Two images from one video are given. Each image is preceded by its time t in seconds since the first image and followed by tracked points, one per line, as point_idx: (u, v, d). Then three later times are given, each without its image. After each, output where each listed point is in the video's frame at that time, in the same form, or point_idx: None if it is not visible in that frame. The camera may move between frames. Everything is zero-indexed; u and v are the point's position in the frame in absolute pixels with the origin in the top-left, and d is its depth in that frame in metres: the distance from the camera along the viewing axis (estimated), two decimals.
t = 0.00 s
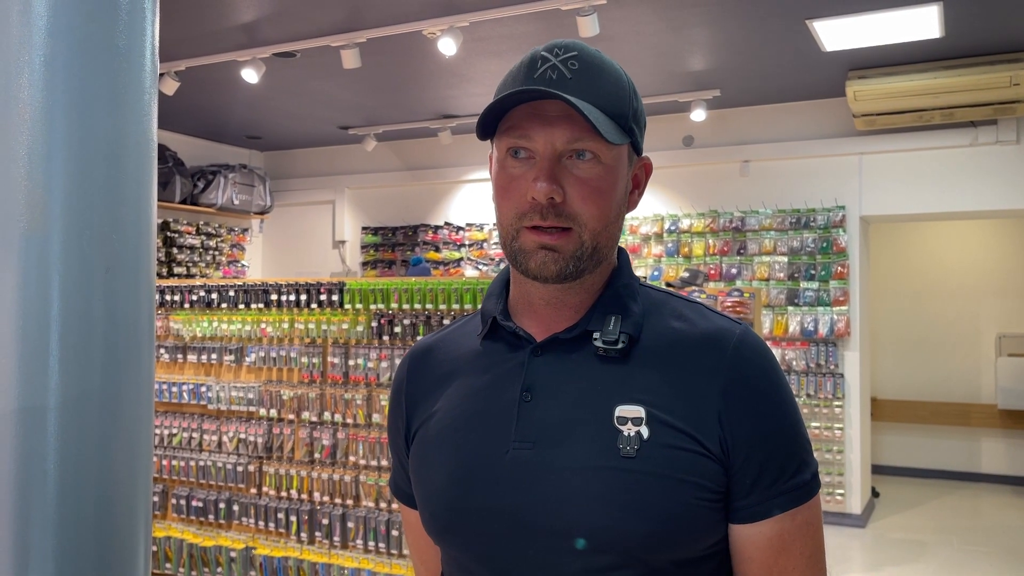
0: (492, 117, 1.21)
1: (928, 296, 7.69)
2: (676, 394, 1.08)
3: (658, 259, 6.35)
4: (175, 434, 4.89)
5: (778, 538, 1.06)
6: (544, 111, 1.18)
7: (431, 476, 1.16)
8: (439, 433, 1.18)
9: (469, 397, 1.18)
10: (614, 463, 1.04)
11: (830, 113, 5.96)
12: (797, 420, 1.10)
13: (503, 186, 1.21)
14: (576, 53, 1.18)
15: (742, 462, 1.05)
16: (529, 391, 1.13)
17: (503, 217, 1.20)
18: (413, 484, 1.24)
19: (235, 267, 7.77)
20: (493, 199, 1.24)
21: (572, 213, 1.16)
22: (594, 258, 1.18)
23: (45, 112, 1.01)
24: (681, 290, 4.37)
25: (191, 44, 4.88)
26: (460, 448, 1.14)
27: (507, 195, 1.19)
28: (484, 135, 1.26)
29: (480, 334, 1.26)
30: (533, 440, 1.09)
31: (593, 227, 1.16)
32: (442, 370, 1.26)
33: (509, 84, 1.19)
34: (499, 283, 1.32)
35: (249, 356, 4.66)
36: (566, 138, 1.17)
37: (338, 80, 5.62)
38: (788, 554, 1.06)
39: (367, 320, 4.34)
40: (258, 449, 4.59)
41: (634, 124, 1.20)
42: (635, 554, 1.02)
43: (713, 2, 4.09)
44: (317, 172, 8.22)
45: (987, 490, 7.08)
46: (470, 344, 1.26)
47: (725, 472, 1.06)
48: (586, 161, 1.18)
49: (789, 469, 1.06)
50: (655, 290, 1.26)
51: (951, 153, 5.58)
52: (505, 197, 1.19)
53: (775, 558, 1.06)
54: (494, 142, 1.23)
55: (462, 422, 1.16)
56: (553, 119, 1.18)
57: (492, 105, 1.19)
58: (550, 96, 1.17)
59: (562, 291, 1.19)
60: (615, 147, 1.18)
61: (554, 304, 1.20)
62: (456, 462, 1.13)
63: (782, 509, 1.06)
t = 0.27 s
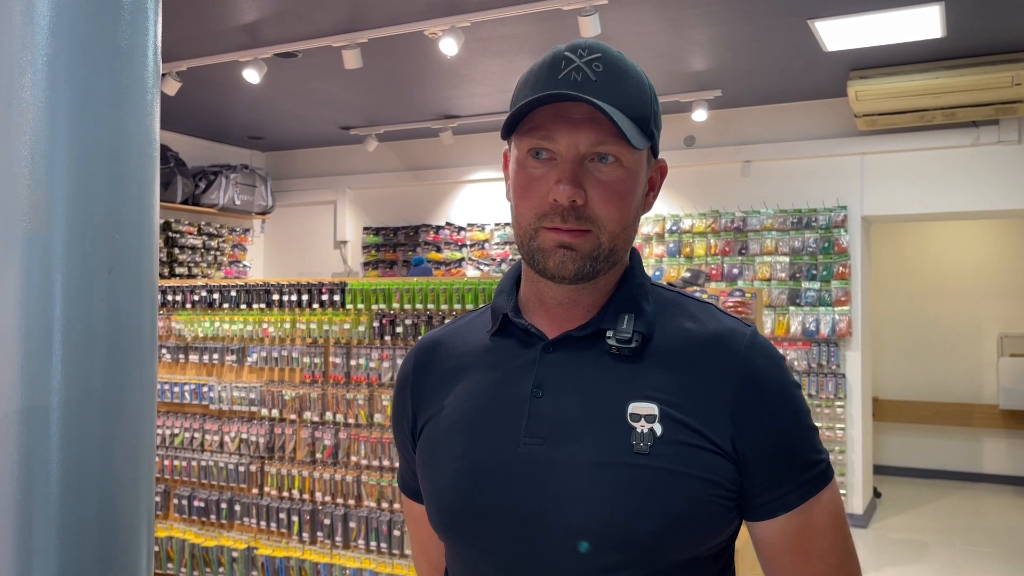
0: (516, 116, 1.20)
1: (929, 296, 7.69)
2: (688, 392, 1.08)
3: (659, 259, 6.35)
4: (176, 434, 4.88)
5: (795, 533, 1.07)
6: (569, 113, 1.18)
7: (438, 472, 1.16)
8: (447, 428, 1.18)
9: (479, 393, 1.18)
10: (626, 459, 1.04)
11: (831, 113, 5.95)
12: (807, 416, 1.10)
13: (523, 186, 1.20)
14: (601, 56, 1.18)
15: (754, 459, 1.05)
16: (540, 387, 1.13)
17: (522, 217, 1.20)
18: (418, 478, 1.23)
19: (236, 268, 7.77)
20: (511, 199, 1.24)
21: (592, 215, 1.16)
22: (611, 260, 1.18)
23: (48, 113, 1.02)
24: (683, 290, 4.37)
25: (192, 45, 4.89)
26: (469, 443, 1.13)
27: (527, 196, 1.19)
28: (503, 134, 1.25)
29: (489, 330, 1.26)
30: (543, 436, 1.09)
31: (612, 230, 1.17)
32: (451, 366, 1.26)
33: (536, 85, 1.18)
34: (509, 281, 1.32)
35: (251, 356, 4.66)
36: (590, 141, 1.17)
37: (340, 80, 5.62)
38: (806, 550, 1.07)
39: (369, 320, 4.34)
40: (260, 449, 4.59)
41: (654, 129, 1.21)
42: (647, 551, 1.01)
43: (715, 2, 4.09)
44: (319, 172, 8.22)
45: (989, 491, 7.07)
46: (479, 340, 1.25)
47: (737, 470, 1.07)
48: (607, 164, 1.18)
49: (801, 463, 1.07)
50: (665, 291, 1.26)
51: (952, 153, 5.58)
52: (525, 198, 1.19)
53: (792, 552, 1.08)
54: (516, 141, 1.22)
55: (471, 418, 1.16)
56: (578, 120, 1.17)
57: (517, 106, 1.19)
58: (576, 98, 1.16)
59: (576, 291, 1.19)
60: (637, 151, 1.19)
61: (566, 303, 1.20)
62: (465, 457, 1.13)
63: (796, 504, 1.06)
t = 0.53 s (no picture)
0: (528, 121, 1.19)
1: (930, 296, 7.68)
2: (702, 387, 1.07)
3: (660, 259, 6.35)
4: (177, 434, 4.89)
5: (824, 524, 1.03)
6: (582, 114, 1.18)
7: (449, 463, 1.14)
8: (459, 420, 1.15)
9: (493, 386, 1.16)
10: (640, 452, 1.02)
11: (833, 113, 5.95)
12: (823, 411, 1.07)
13: (540, 190, 1.18)
14: (607, 57, 1.19)
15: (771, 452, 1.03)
16: (555, 381, 1.11)
17: (542, 223, 1.18)
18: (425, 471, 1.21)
19: (238, 268, 7.78)
20: (526, 206, 1.22)
21: (613, 215, 1.14)
22: (631, 259, 1.17)
23: (48, 114, 1.01)
24: (684, 290, 4.36)
25: (193, 45, 4.89)
26: (481, 435, 1.12)
27: (546, 199, 1.17)
28: (513, 141, 1.23)
29: (502, 327, 1.25)
30: (558, 429, 1.07)
31: (632, 229, 1.16)
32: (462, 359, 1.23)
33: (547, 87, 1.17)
34: (520, 281, 1.31)
35: (252, 356, 4.66)
36: (605, 140, 1.17)
37: (341, 80, 5.62)
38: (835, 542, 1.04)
39: (369, 320, 4.34)
40: (260, 449, 4.59)
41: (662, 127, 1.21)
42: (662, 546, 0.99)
43: (716, 2, 4.09)
44: (320, 173, 8.23)
45: (990, 491, 7.06)
46: (489, 337, 1.24)
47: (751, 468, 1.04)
48: (622, 161, 1.18)
49: (816, 456, 1.04)
50: (677, 293, 1.25)
51: (954, 153, 5.57)
52: (544, 203, 1.17)
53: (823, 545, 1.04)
54: (527, 146, 1.21)
55: (485, 410, 1.14)
56: (591, 120, 1.17)
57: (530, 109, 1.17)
58: (588, 98, 1.16)
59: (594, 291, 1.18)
60: (649, 148, 1.19)
61: (583, 302, 1.19)
62: (477, 449, 1.11)
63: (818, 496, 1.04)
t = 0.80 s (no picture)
0: (527, 123, 1.19)
1: (932, 296, 7.67)
2: (704, 384, 1.04)
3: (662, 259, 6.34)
4: (179, 434, 4.89)
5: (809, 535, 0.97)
6: (580, 116, 1.17)
7: (455, 455, 1.13)
8: (467, 413, 1.15)
9: (501, 381, 1.15)
10: (639, 448, 1.01)
11: (834, 113, 5.94)
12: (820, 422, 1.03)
13: (539, 190, 1.19)
14: (606, 58, 1.17)
15: (768, 450, 0.99)
16: (562, 376, 1.11)
17: (541, 220, 1.19)
18: (433, 463, 1.21)
19: (239, 268, 7.78)
20: (530, 203, 1.23)
21: (609, 214, 1.15)
22: (631, 257, 1.17)
23: (50, 114, 1.02)
24: (685, 290, 4.35)
25: (195, 45, 4.89)
26: (488, 427, 1.11)
27: (544, 199, 1.18)
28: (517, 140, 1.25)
29: (514, 325, 1.25)
30: (564, 422, 1.07)
31: (630, 227, 1.15)
32: (474, 354, 1.23)
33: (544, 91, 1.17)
34: (534, 277, 1.32)
35: (253, 356, 4.67)
36: (602, 141, 1.16)
37: (343, 80, 5.62)
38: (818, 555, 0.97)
39: (371, 320, 4.34)
40: (262, 449, 4.60)
41: (665, 126, 1.19)
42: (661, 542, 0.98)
43: (717, 2, 4.08)
44: (321, 173, 8.23)
45: (992, 491, 7.06)
46: (502, 334, 1.24)
47: (748, 470, 1.00)
48: (620, 162, 1.17)
49: (811, 464, 0.99)
50: (686, 296, 1.23)
51: (956, 153, 5.57)
52: (542, 201, 1.18)
53: (806, 557, 0.97)
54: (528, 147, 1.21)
55: (493, 404, 1.13)
56: (587, 122, 1.16)
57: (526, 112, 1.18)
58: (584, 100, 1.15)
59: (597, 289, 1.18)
60: (648, 148, 1.17)
61: (588, 301, 1.19)
62: (484, 441, 1.10)
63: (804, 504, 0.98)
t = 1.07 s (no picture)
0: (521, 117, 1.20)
1: (935, 296, 7.66)
2: (705, 380, 1.04)
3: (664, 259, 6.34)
4: (182, 434, 4.90)
5: (821, 530, 0.95)
6: (573, 107, 1.18)
7: (460, 459, 1.14)
8: (471, 416, 1.16)
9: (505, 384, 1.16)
10: (641, 446, 1.02)
11: (837, 113, 5.94)
12: (828, 414, 1.02)
13: (535, 182, 1.20)
14: (598, 53, 1.18)
15: (772, 445, 0.98)
16: (563, 375, 1.12)
17: (537, 210, 1.19)
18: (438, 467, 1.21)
19: (242, 268, 7.79)
20: (528, 196, 1.23)
21: (603, 202, 1.14)
22: (628, 246, 1.16)
23: (53, 115, 1.02)
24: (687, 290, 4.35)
25: (197, 46, 4.90)
26: (492, 430, 1.12)
27: (539, 190, 1.19)
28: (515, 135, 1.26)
29: (516, 327, 1.25)
30: (566, 422, 1.07)
31: (625, 215, 1.15)
32: (477, 357, 1.24)
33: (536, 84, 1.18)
34: (537, 278, 1.32)
35: (256, 357, 4.67)
36: (595, 131, 1.16)
37: (345, 80, 5.63)
38: (830, 551, 0.95)
39: (373, 320, 4.35)
40: (264, 449, 4.60)
41: (659, 118, 1.19)
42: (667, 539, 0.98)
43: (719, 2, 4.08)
44: (323, 173, 8.24)
45: (994, 491, 7.05)
46: (505, 337, 1.24)
47: (752, 467, 1.00)
48: (614, 152, 1.17)
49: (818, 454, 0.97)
50: (689, 293, 1.23)
51: (958, 153, 5.56)
52: (539, 192, 1.18)
53: (819, 550, 0.95)
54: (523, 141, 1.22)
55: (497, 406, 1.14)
56: (580, 113, 1.17)
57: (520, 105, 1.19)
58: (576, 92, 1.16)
59: (596, 281, 1.18)
60: (642, 139, 1.17)
61: (589, 294, 1.19)
62: (489, 443, 1.11)
63: (814, 498, 0.96)
